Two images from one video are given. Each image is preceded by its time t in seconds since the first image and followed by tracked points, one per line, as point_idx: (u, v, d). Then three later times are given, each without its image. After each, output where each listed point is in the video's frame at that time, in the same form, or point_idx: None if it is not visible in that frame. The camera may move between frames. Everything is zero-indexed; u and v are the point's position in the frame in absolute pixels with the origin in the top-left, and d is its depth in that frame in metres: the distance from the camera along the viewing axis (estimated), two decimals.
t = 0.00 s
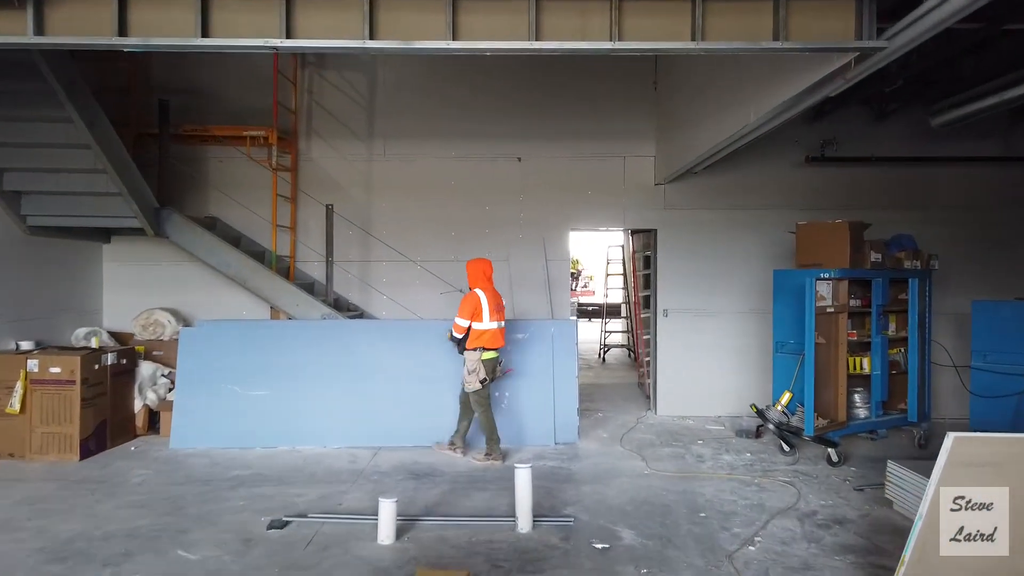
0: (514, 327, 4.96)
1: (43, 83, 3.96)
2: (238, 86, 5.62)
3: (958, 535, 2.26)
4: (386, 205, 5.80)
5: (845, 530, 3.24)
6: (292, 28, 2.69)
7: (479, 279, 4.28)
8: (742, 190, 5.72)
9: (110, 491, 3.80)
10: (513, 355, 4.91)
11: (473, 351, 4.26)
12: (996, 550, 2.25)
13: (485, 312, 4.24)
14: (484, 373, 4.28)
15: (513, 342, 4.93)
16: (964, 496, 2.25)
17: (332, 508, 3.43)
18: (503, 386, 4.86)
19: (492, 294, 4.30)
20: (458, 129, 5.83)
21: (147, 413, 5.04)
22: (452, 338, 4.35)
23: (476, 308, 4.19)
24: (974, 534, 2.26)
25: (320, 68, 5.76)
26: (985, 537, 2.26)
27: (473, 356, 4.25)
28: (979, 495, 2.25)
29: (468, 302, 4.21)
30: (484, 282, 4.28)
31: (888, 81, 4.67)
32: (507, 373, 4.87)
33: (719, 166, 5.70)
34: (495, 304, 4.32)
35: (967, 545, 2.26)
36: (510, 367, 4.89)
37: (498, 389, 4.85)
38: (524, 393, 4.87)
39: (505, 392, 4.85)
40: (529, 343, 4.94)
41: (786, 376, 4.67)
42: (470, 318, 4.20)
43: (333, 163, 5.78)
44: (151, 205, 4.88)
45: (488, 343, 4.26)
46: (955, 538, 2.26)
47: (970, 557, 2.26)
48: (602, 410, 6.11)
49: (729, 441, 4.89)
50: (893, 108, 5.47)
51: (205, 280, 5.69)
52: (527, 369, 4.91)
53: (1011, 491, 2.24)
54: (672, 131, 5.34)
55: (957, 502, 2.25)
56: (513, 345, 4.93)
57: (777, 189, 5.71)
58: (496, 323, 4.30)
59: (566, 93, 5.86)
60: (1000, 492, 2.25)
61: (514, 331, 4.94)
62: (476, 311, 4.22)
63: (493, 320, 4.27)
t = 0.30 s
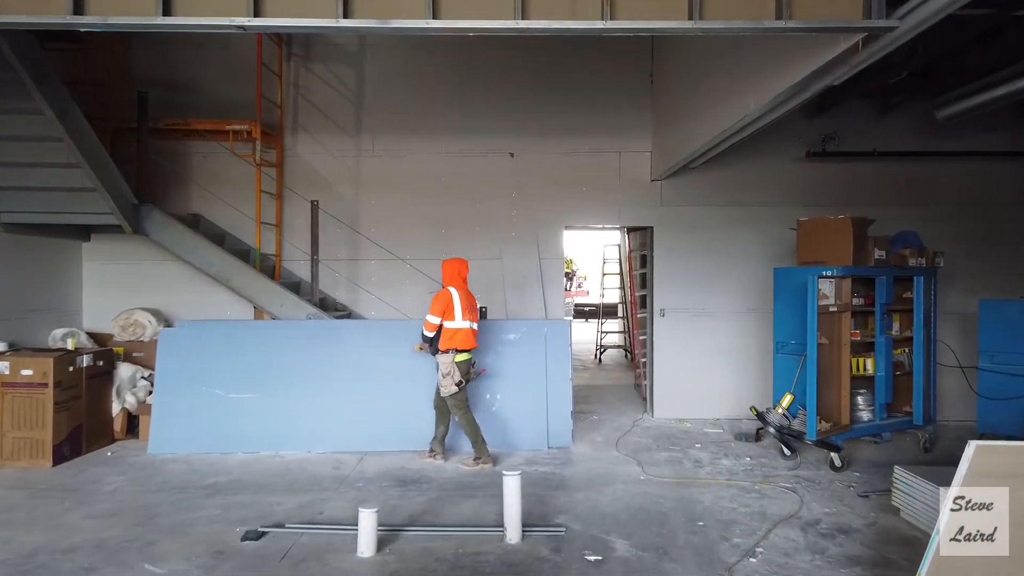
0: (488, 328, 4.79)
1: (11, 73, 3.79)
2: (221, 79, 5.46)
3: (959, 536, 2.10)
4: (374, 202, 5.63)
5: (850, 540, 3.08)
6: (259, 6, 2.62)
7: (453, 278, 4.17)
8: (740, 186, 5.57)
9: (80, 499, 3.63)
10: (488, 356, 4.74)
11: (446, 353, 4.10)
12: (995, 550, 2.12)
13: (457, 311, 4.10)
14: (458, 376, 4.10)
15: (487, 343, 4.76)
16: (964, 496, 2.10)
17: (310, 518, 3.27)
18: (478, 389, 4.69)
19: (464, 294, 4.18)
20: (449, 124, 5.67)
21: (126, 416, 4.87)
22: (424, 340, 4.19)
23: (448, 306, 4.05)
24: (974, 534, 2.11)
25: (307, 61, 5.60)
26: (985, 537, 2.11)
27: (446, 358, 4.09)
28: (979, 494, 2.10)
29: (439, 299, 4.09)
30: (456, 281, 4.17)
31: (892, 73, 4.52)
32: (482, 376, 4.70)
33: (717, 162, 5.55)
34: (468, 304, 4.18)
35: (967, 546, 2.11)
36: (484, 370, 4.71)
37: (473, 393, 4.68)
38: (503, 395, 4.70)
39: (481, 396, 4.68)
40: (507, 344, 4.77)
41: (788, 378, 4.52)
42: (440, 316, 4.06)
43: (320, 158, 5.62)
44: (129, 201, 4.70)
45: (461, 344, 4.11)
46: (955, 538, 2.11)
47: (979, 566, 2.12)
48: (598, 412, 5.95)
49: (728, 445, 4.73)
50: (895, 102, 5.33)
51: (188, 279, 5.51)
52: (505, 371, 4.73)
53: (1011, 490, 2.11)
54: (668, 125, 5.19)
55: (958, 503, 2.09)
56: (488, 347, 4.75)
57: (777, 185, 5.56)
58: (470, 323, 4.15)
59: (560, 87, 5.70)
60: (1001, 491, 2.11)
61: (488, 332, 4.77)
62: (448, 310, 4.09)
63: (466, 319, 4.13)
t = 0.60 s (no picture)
0: (459, 333, 4.61)
1: None
2: (206, 77, 5.31)
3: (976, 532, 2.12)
4: (364, 204, 5.47)
5: (857, 562, 2.91)
6: None
7: (422, 280, 4.02)
8: (741, 187, 5.40)
9: (48, 515, 3.47)
10: (460, 362, 4.57)
11: (412, 357, 3.98)
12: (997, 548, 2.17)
13: (426, 314, 3.96)
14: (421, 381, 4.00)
15: (458, 348, 4.58)
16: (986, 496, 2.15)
17: (288, 537, 3.11)
18: (450, 396, 4.52)
19: (434, 297, 4.04)
20: (441, 123, 5.51)
21: (106, 425, 4.70)
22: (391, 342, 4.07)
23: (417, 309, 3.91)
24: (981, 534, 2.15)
25: (294, 59, 5.44)
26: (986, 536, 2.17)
27: (411, 362, 3.98)
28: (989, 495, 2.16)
29: (409, 303, 3.95)
30: (426, 282, 4.02)
31: (898, 69, 4.36)
32: (454, 382, 4.53)
33: (716, 162, 5.39)
34: (438, 306, 4.05)
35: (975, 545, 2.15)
36: (455, 377, 4.54)
37: (445, 400, 4.51)
38: (476, 402, 4.53)
39: (453, 403, 4.51)
40: (481, 351, 4.60)
41: (790, 386, 4.34)
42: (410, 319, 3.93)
43: (308, 159, 5.45)
44: (107, 203, 4.54)
45: (429, 348, 3.97)
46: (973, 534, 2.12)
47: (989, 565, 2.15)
48: (594, 420, 5.78)
49: (728, 456, 4.56)
50: (901, 100, 5.16)
51: (171, 284, 5.35)
52: (484, 379, 4.56)
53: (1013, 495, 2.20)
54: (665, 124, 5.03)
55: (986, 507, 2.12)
56: (459, 352, 4.58)
57: (778, 186, 5.40)
58: (440, 327, 4.02)
59: (554, 85, 5.54)
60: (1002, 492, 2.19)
61: (458, 337, 4.59)
62: (417, 313, 3.96)
63: (435, 323, 3.99)
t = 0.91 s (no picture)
0: (425, 339, 4.42)
1: None
2: (192, 76, 5.17)
3: None
4: (353, 207, 5.30)
5: None
6: None
7: (381, 289, 3.87)
8: (742, 189, 5.24)
9: (13, 532, 3.30)
10: (430, 368, 4.39)
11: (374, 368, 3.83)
12: None
13: (388, 324, 3.83)
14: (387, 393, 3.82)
15: (424, 354, 4.40)
16: None
17: (262, 558, 2.93)
18: (422, 404, 4.35)
19: (395, 305, 3.91)
20: (432, 123, 5.35)
21: (82, 436, 4.53)
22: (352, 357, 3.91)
23: (378, 319, 3.77)
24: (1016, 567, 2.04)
25: (281, 57, 5.28)
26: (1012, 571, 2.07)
27: (374, 373, 3.83)
28: None
29: (369, 314, 3.80)
30: (386, 291, 3.87)
31: (905, 67, 4.19)
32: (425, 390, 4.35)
33: (716, 163, 5.22)
34: (400, 315, 3.92)
35: None
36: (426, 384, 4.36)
37: (418, 408, 4.33)
38: (451, 410, 4.35)
39: (427, 411, 4.34)
40: (454, 356, 4.42)
41: (794, 396, 4.17)
42: (374, 332, 3.77)
43: (296, 161, 5.29)
44: (84, 206, 4.38)
45: (390, 358, 3.84)
46: None
47: None
48: (592, 430, 5.61)
49: (730, 469, 4.38)
50: (907, 99, 5.00)
51: (154, 289, 5.19)
52: (463, 386, 4.39)
53: None
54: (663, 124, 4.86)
55: None
56: (429, 358, 4.40)
57: (781, 188, 5.23)
58: (402, 336, 3.88)
59: (549, 84, 5.38)
60: None
61: (425, 343, 4.41)
62: (379, 323, 3.82)
63: (397, 332, 3.86)
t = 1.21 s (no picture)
0: (379, 343, 4.25)
1: None
2: (177, 73, 5.02)
3: None
4: (342, 207, 5.14)
5: None
6: None
7: (331, 291, 3.70)
8: (744, 189, 5.08)
9: None
10: (383, 373, 4.20)
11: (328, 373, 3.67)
12: None
13: (341, 327, 3.66)
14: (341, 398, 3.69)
15: (378, 359, 4.22)
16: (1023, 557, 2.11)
17: None
18: (376, 411, 4.16)
19: (346, 307, 3.73)
20: (425, 121, 5.19)
21: (59, 445, 4.36)
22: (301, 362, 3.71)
23: (333, 323, 3.59)
24: None
25: (270, 54, 5.13)
26: None
27: (329, 379, 3.67)
28: None
29: (322, 319, 3.60)
30: (337, 294, 3.71)
31: (914, 61, 4.03)
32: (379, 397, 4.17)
33: (717, 162, 5.06)
34: (351, 317, 3.75)
35: None
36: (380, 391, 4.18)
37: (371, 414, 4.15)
38: (411, 415, 4.17)
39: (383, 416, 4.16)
40: (416, 359, 4.24)
41: (800, 404, 4.00)
42: (328, 337, 3.59)
43: (284, 160, 5.14)
44: (62, 205, 4.22)
45: (344, 362, 3.71)
46: None
47: None
48: (589, 438, 5.43)
49: (733, 479, 4.21)
50: (914, 96, 4.84)
51: (137, 292, 5.02)
52: (438, 389, 4.21)
53: None
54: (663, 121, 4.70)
55: None
56: (385, 362, 4.22)
57: (785, 188, 5.07)
58: (355, 339, 3.74)
59: (545, 81, 5.22)
60: None
61: (378, 346, 4.23)
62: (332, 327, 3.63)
63: (350, 335, 3.70)
